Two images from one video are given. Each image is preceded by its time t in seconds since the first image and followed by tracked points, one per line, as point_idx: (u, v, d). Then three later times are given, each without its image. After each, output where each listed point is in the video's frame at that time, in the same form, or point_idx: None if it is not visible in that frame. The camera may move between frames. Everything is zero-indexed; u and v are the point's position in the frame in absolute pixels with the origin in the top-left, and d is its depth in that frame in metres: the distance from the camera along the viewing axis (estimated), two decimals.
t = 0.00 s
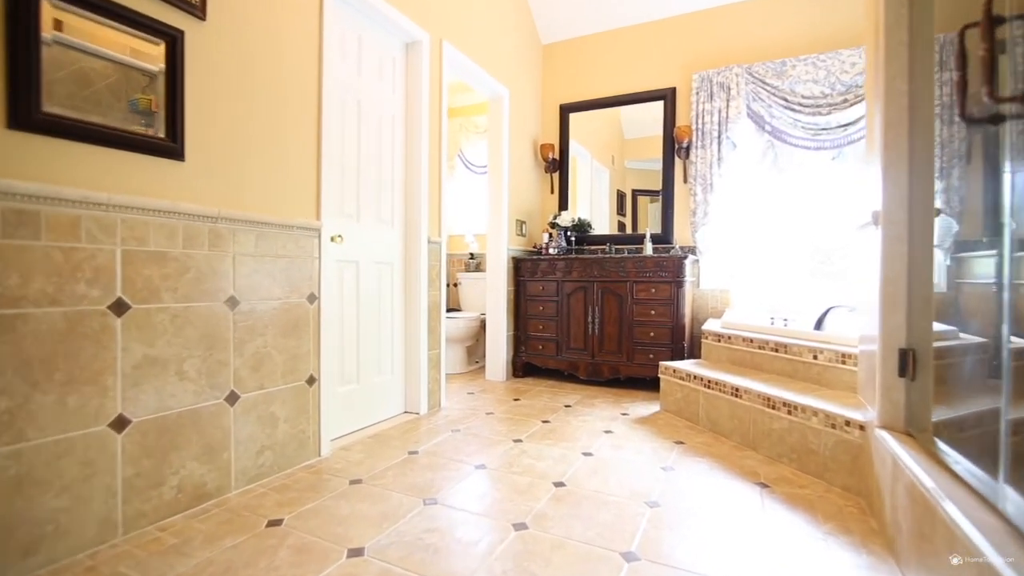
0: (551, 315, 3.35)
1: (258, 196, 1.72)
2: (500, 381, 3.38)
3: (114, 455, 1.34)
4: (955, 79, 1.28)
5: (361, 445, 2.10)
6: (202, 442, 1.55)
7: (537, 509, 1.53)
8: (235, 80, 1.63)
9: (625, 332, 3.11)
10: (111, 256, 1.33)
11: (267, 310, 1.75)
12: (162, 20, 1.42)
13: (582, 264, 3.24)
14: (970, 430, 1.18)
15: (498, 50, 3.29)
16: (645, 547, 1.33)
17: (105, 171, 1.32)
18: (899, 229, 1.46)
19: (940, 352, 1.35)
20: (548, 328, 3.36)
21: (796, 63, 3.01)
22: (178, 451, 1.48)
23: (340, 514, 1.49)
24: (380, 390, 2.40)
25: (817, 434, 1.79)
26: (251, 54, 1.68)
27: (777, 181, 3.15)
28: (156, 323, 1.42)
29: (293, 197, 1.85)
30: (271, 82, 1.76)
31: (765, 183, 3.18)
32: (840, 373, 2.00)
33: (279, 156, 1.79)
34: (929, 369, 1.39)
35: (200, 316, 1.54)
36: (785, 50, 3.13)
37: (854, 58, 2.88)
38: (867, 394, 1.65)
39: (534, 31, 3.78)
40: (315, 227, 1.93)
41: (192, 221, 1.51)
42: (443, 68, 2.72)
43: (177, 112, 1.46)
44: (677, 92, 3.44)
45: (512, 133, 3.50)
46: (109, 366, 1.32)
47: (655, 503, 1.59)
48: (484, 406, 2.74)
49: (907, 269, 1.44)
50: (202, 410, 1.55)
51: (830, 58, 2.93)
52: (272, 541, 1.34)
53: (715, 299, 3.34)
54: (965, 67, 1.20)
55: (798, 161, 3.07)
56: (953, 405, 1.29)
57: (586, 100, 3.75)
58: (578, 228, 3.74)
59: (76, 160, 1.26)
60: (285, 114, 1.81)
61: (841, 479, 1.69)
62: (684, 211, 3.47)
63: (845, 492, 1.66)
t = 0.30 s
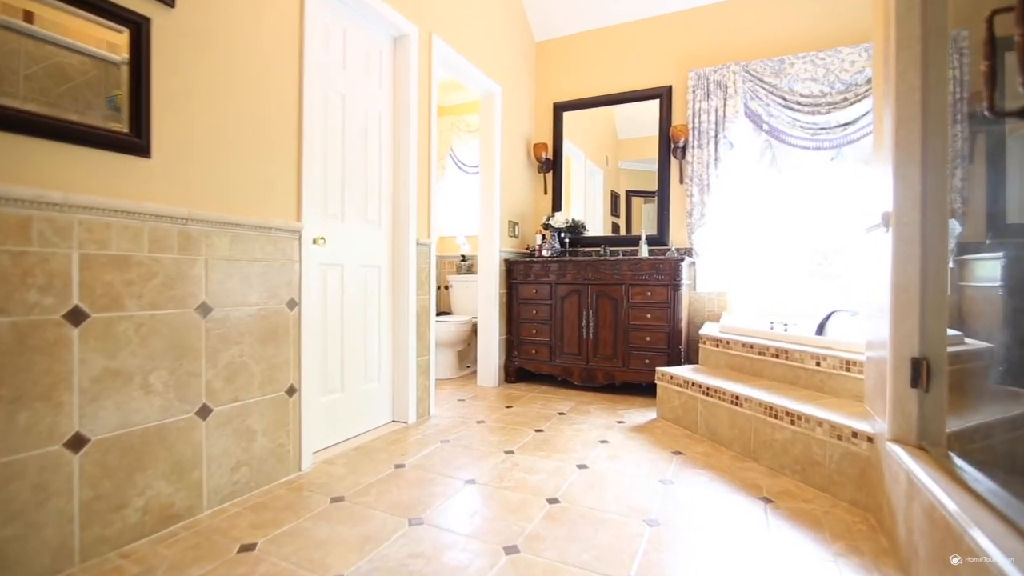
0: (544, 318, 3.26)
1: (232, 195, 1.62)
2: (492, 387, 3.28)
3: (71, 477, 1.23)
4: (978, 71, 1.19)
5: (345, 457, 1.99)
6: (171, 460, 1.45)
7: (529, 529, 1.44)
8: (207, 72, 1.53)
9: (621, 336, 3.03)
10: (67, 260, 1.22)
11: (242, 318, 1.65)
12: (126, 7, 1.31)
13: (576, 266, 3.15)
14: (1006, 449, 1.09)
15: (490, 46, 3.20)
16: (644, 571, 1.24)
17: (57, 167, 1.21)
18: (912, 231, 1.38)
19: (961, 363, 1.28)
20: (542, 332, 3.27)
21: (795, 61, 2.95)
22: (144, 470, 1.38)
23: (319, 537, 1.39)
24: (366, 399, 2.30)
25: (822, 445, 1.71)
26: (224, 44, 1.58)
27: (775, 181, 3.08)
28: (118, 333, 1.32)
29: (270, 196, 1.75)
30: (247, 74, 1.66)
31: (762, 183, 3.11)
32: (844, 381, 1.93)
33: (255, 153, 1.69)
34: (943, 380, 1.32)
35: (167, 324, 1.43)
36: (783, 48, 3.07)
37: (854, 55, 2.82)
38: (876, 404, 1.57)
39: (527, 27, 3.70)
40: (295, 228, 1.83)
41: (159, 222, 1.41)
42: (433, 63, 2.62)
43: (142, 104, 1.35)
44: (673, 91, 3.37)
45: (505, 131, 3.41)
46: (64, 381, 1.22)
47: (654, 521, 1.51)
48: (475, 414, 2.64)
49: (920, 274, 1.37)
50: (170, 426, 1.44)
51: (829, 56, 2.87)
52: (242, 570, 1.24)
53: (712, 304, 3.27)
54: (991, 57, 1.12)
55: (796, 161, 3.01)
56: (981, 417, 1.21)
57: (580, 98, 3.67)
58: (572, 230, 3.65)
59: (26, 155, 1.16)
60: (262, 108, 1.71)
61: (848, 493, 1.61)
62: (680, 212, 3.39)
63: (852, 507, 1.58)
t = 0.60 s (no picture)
0: (532, 322, 3.18)
1: (198, 193, 1.51)
2: (479, 392, 3.19)
3: (12, 501, 1.12)
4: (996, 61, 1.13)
5: (323, 470, 1.89)
6: (129, 479, 1.33)
7: (517, 548, 1.35)
8: (168, 60, 1.42)
9: (611, 340, 2.96)
10: (7, 262, 1.11)
11: (210, 324, 1.54)
12: None
13: (566, 268, 3.07)
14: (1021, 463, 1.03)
15: (477, 41, 3.11)
16: None
17: None
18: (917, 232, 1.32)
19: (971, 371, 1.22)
20: (530, 335, 3.19)
21: (786, 59, 2.91)
22: (98, 491, 1.27)
23: (290, 560, 1.29)
24: (346, 407, 2.19)
25: (821, 454, 1.65)
26: (188, 31, 1.47)
27: (767, 182, 3.04)
28: (68, 342, 1.21)
29: (241, 195, 1.64)
30: (214, 63, 1.55)
31: (754, 183, 3.06)
32: (842, 386, 1.87)
33: (224, 148, 1.58)
34: (951, 387, 1.26)
35: (124, 332, 1.32)
36: (774, 46, 3.03)
37: (845, 54, 2.78)
38: (877, 412, 1.51)
39: (515, 24, 3.62)
40: (268, 228, 1.73)
41: (115, 221, 1.30)
42: (417, 58, 2.53)
43: (94, 92, 1.24)
44: (663, 89, 3.31)
45: (492, 130, 3.32)
46: (3, 395, 1.11)
47: (648, 537, 1.43)
48: (461, 421, 2.55)
49: (926, 277, 1.30)
50: (128, 442, 1.33)
51: (820, 55, 2.83)
52: None
53: (703, 305, 3.23)
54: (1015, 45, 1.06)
55: (788, 161, 2.96)
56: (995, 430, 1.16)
57: (569, 96, 3.59)
58: (561, 231, 3.58)
59: None
60: (230, 101, 1.60)
61: (849, 504, 1.55)
62: (670, 213, 3.33)
63: (854, 519, 1.52)
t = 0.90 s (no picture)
0: (517, 323, 3.11)
1: (160, 187, 1.41)
2: (463, 396, 3.10)
3: None
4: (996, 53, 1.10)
5: (297, 482, 1.79)
6: (80, 497, 1.22)
7: (503, 563, 1.28)
8: (127, 43, 1.31)
9: (597, 342, 2.90)
10: None
11: (172, 328, 1.44)
12: None
13: (551, 269, 3.01)
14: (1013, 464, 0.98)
15: (460, 36, 3.03)
16: None
17: None
18: (913, 230, 1.28)
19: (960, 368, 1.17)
20: (515, 338, 3.12)
21: (771, 59, 2.90)
22: (44, 511, 1.16)
23: None
24: (322, 415, 2.09)
25: (814, 458, 1.61)
26: (149, 12, 1.37)
27: (753, 182, 3.02)
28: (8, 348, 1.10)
29: (209, 190, 1.55)
30: (179, 49, 1.45)
31: (740, 183, 3.04)
32: (832, 388, 1.83)
33: (190, 139, 1.48)
34: (948, 389, 1.21)
35: (74, 337, 1.21)
36: (759, 46, 3.02)
37: (830, 54, 2.78)
38: (871, 414, 1.47)
39: (499, 20, 3.55)
40: (237, 226, 1.63)
41: (64, 216, 1.19)
42: (398, 51, 2.45)
43: (41, 74, 1.14)
44: (649, 88, 3.28)
45: (475, 127, 3.25)
46: None
47: (640, 548, 1.37)
48: (444, 427, 2.46)
49: (922, 276, 1.27)
50: (79, 457, 1.22)
51: (806, 54, 2.83)
52: None
53: (690, 305, 3.21)
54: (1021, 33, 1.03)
55: (773, 161, 2.95)
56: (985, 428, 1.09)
57: (553, 94, 3.54)
58: (546, 231, 3.52)
59: None
60: (198, 89, 1.51)
61: (843, 509, 1.51)
62: (656, 213, 3.30)
63: (848, 524, 1.47)
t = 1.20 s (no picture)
0: (498, 325, 3.04)
1: (114, 180, 1.30)
2: (443, 401, 3.02)
3: None
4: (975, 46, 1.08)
5: (265, 495, 1.69)
6: (18, 519, 1.11)
7: None
8: (78, 22, 1.21)
9: (580, 344, 2.85)
10: None
11: (125, 332, 1.33)
12: None
13: (533, 269, 2.95)
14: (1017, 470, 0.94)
15: (439, 31, 2.96)
16: None
17: None
18: (904, 228, 1.25)
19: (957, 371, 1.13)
20: (496, 340, 3.04)
21: (753, 58, 2.89)
22: None
23: None
24: (293, 422, 1.99)
25: (801, 462, 1.57)
26: None
27: (735, 181, 3.00)
28: None
29: (169, 186, 1.44)
30: (134, 34, 1.34)
31: (722, 183, 3.02)
32: (818, 389, 1.80)
33: (147, 132, 1.38)
34: (940, 390, 1.18)
35: (10, 343, 1.10)
36: (741, 45, 3.01)
37: (811, 54, 2.78)
38: (859, 416, 1.44)
39: (480, 17, 3.48)
40: (199, 224, 1.53)
41: None
42: (375, 44, 2.36)
43: None
44: (631, 87, 3.25)
45: (455, 125, 3.17)
46: None
47: (625, 560, 1.31)
48: (422, 433, 2.38)
49: (913, 276, 1.24)
50: (16, 474, 1.11)
51: (787, 54, 2.83)
52: None
53: (673, 306, 3.16)
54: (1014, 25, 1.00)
55: (756, 161, 2.93)
56: (984, 432, 1.06)
57: (535, 92, 3.48)
58: (528, 231, 3.45)
59: None
60: (155, 78, 1.40)
61: (831, 514, 1.47)
62: (639, 213, 3.26)
63: (837, 530, 1.44)
